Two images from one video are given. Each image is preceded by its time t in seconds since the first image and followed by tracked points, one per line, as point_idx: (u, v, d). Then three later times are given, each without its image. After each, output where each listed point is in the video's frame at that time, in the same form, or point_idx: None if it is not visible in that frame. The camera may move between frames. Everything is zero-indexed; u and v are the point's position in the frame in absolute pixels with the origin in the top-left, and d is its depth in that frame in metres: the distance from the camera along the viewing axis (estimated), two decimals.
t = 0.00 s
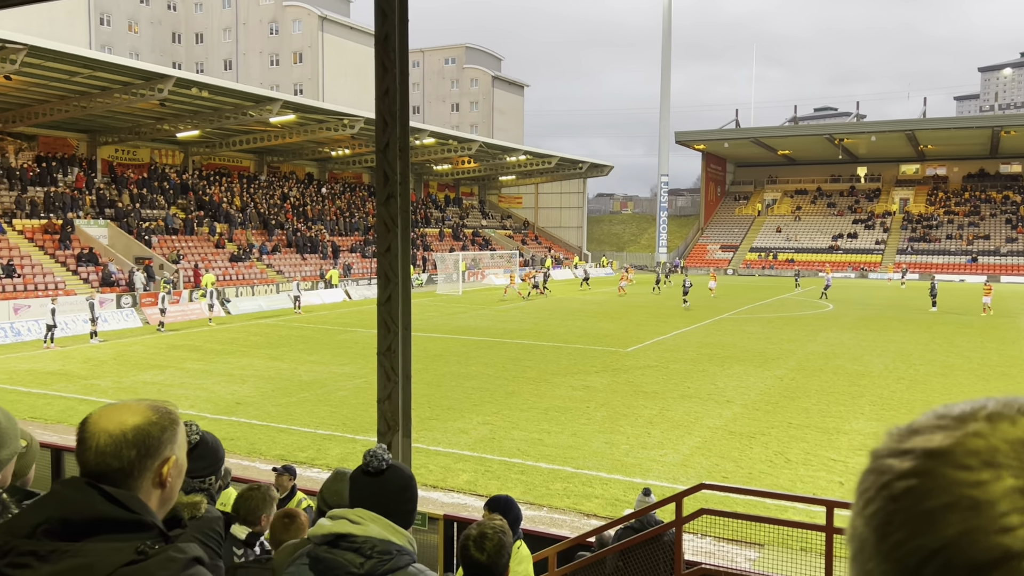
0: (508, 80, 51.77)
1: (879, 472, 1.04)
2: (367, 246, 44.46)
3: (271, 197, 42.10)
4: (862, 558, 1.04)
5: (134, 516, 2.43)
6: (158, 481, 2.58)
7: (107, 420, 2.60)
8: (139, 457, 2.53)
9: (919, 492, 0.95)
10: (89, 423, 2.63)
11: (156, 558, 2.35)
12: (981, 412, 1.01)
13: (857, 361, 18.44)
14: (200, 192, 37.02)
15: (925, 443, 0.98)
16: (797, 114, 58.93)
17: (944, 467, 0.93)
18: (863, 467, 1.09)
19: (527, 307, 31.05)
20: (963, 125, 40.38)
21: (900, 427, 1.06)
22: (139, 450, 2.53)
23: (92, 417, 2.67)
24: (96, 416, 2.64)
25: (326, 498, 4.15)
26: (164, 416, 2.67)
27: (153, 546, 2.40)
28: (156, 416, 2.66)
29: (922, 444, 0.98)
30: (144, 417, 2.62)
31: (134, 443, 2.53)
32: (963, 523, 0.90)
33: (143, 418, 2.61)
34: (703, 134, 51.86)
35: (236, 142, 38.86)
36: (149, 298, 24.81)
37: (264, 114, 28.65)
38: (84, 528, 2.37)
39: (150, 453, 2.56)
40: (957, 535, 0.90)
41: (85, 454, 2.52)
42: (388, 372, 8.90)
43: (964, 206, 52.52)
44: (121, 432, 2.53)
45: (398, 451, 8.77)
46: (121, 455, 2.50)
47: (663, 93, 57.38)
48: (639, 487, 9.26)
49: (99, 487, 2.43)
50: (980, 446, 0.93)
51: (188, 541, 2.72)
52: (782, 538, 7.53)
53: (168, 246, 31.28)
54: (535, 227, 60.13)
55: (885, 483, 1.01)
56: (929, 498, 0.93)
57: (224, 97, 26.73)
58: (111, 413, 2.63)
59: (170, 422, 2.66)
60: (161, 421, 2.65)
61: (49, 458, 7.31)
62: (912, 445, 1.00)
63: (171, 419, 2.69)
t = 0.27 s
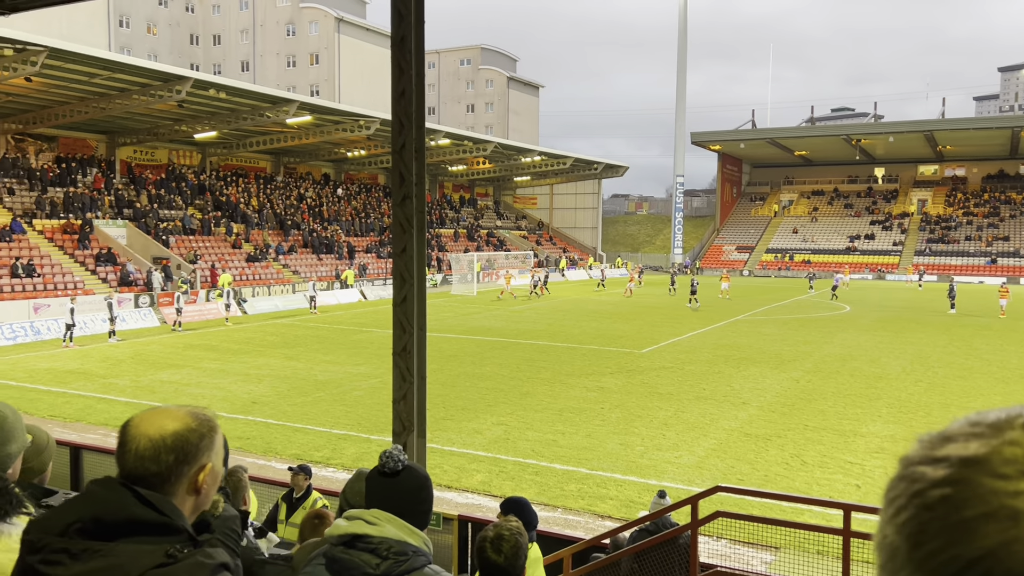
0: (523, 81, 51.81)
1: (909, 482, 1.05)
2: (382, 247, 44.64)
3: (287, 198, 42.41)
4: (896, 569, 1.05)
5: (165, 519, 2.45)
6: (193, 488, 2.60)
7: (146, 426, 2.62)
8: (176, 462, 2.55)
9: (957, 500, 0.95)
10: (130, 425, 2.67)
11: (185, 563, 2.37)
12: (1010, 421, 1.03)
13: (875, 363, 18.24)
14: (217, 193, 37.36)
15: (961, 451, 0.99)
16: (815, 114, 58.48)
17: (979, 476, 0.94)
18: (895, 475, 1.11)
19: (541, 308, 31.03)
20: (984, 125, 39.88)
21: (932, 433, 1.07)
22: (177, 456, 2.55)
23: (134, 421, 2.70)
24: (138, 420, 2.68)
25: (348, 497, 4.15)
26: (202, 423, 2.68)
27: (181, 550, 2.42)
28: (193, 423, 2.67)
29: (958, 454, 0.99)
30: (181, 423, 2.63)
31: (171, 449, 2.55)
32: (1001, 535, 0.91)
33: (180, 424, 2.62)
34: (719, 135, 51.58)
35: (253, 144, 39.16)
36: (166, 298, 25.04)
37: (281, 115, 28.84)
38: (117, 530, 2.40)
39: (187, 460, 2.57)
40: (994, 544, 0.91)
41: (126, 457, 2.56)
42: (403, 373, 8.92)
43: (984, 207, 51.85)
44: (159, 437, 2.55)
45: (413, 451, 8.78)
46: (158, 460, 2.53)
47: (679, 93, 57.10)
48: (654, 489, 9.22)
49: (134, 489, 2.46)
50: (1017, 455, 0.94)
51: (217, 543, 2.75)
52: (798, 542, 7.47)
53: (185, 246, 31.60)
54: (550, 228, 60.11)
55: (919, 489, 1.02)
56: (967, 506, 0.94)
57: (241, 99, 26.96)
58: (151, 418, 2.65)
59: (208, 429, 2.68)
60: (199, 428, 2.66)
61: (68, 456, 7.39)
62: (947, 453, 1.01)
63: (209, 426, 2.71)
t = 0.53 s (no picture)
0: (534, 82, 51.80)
1: (938, 483, 1.10)
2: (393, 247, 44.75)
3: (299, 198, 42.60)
4: (922, 566, 1.09)
5: (212, 526, 2.40)
6: (243, 500, 2.56)
7: (203, 433, 2.58)
8: (230, 473, 2.50)
9: (988, 501, 1.00)
10: (190, 430, 2.64)
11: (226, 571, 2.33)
12: None
13: (888, 365, 18.08)
14: (230, 193, 37.59)
15: (992, 452, 1.05)
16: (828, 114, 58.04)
17: (1008, 476, 1.00)
18: (921, 476, 1.16)
19: (552, 308, 30.97)
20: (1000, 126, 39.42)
21: (959, 435, 1.12)
22: (231, 467, 2.50)
23: (194, 425, 2.67)
24: (197, 426, 2.65)
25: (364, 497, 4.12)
26: (258, 436, 2.63)
27: (224, 557, 2.37)
28: (250, 435, 2.62)
29: (987, 453, 1.05)
30: (237, 433, 2.58)
31: (227, 459, 2.50)
32: None
33: (236, 434, 2.57)
34: (731, 135, 51.29)
35: (265, 144, 39.39)
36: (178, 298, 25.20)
37: (293, 116, 28.92)
38: (168, 532, 2.36)
39: (241, 471, 2.53)
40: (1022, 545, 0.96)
41: (182, 462, 2.53)
42: (414, 373, 8.93)
43: (999, 208, 51.26)
44: (214, 446, 2.51)
45: (424, 451, 8.79)
46: (213, 469, 2.49)
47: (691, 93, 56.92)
48: (666, 490, 9.18)
49: (187, 492, 2.42)
50: None
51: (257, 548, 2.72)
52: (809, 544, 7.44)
53: (198, 246, 31.82)
54: (560, 228, 60.02)
55: (946, 489, 1.07)
56: (999, 507, 0.98)
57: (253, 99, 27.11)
58: (210, 425, 2.62)
59: (263, 442, 2.63)
60: (255, 439, 2.61)
61: (81, 455, 7.45)
62: (975, 454, 1.07)
63: (264, 438, 2.66)
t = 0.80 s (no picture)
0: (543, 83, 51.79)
1: (948, 482, 1.10)
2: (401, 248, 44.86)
3: (308, 199, 42.79)
4: (935, 570, 1.08)
5: (261, 529, 2.35)
6: (291, 507, 2.60)
7: (257, 439, 2.64)
8: (281, 479, 2.54)
9: (999, 499, 0.99)
10: (242, 436, 2.70)
11: None
12: None
13: (898, 366, 17.95)
14: (239, 194, 37.77)
15: (1004, 451, 1.03)
16: (838, 115, 57.78)
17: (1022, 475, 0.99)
18: (932, 475, 1.15)
19: (560, 309, 30.93)
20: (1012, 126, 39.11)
21: (972, 433, 1.11)
22: (282, 473, 2.54)
23: (246, 431, 2.72)
24: (250, 432, 2.70)
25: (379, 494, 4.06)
26: (309, 444, 2.68)
27: (268, 564, 2.31)
28: (301, 443, 2.67)
29: (1002, 454, 1.03)
30: (290, 442, 2.63)
31: (278, 467, 2.54)
32: None
33: (288, 442, 2.63)
34: (740, 136, 51.14)
35: (275, 145, 39.55)
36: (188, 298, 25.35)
37: (302, 117, 29.09)
38: (220, 532, 2.32)
39: (290, 479, 2.57)
40: None
41: (236, 465, 2.57)
42: (422, 373, 8.93)
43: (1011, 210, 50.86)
44: (268, 452, 2.56)
45: (432, 451, 8.79)
46: (264, 475, 2.53)
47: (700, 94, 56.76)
48: (674, 492, 9.14)
49: (241, 493, 2.41)
50: None
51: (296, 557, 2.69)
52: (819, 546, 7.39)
53: (208, 246, 32.02)
54: (569, 229, 60.04)
55: (960, 490, 1.06)
56: (1012, 505, 0.97)
57: (262, 100, 27.23)
58: (264, 433, 2.67)
59: (313, 451, 2.67)
60: (305, 448, 2.65)
61: (91, 453, 7.50)
62: (987, 454, 1.05)
63: (314, 447, 2.70)
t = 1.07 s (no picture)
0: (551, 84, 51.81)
1: (957, 487, 1.09)
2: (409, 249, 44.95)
3: (316, 200, 42.92)
4: None
5: (279, 533, 2.36)
6: (307, 509, 2.61)
7: (274, 441, 2.63)
8: (297, 482, 2.55)
9: (1010, 505, 0.97)
10: (258, 438, 2.68)
11: None
12: None
13: (907, 369, 17.84)
14: (248, 195, 37.94)
15: (1011, 457, 1.02)
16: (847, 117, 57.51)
17: None
18: (941, 480, 1.14)
19: (568, 311, 30.89)
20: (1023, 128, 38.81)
21: (979, 440, 1.11)
22: (299, 476, 2.54)
23: (262, 433, 2.72)
24: (266, 434, 2.69)
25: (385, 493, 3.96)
26: (324, 447, 2.68)
27: (284, 566, 2.31)
28: (317, 445, 2.67)
29: (1012, 458, 1.01)
30: (306, 444, 2.63)
31: (295, 469, 2.54)
32: None
33: (304, 444, 2.62)
34: (749, 138, 50.96)
35: (284, 147, 39.71)
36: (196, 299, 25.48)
37: (311, 119, 29.22)
38: (238, 534, 2.33)
39: (307, 481, 2.57)
40: None
41: (252, 468, 2.56)
42: (430, 374, 8.93)
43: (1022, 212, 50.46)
44: (285, 455, 2.55)
45: (440, 452, 8.80)
46: (282, 477, 2.53)
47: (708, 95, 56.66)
48: (682, 495, 9.12)
49: (260, 496, 2.41)
50: None
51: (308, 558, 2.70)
52: (827, 550, 7.35)
53: (217, 247, 32.19)
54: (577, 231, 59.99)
55: (968, 496, 1.04)
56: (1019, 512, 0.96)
57: (271, 102, 27.35)
58: (280, 435, 2.67)
59: (329, 453, 2.68)
60: (322, 450, 2.66)
61: (100, 454, 7.54)
62: (997, 458, 1.04)
63: (330, 450, 2.71)
